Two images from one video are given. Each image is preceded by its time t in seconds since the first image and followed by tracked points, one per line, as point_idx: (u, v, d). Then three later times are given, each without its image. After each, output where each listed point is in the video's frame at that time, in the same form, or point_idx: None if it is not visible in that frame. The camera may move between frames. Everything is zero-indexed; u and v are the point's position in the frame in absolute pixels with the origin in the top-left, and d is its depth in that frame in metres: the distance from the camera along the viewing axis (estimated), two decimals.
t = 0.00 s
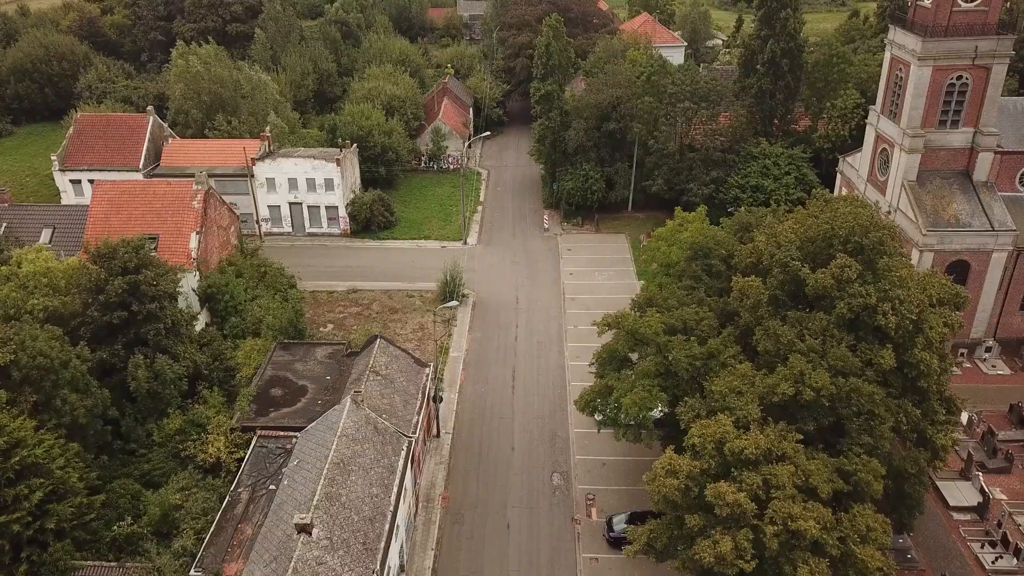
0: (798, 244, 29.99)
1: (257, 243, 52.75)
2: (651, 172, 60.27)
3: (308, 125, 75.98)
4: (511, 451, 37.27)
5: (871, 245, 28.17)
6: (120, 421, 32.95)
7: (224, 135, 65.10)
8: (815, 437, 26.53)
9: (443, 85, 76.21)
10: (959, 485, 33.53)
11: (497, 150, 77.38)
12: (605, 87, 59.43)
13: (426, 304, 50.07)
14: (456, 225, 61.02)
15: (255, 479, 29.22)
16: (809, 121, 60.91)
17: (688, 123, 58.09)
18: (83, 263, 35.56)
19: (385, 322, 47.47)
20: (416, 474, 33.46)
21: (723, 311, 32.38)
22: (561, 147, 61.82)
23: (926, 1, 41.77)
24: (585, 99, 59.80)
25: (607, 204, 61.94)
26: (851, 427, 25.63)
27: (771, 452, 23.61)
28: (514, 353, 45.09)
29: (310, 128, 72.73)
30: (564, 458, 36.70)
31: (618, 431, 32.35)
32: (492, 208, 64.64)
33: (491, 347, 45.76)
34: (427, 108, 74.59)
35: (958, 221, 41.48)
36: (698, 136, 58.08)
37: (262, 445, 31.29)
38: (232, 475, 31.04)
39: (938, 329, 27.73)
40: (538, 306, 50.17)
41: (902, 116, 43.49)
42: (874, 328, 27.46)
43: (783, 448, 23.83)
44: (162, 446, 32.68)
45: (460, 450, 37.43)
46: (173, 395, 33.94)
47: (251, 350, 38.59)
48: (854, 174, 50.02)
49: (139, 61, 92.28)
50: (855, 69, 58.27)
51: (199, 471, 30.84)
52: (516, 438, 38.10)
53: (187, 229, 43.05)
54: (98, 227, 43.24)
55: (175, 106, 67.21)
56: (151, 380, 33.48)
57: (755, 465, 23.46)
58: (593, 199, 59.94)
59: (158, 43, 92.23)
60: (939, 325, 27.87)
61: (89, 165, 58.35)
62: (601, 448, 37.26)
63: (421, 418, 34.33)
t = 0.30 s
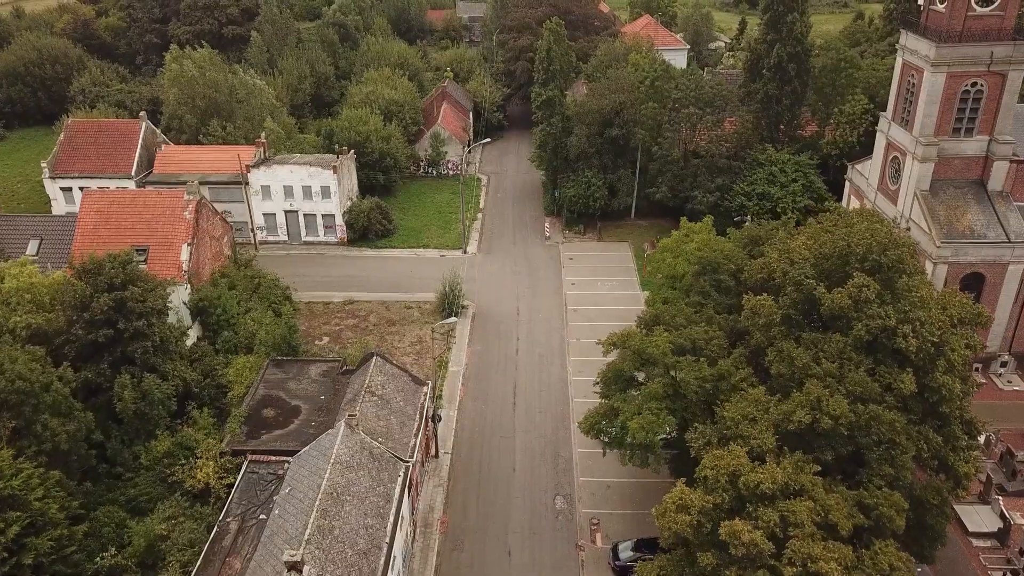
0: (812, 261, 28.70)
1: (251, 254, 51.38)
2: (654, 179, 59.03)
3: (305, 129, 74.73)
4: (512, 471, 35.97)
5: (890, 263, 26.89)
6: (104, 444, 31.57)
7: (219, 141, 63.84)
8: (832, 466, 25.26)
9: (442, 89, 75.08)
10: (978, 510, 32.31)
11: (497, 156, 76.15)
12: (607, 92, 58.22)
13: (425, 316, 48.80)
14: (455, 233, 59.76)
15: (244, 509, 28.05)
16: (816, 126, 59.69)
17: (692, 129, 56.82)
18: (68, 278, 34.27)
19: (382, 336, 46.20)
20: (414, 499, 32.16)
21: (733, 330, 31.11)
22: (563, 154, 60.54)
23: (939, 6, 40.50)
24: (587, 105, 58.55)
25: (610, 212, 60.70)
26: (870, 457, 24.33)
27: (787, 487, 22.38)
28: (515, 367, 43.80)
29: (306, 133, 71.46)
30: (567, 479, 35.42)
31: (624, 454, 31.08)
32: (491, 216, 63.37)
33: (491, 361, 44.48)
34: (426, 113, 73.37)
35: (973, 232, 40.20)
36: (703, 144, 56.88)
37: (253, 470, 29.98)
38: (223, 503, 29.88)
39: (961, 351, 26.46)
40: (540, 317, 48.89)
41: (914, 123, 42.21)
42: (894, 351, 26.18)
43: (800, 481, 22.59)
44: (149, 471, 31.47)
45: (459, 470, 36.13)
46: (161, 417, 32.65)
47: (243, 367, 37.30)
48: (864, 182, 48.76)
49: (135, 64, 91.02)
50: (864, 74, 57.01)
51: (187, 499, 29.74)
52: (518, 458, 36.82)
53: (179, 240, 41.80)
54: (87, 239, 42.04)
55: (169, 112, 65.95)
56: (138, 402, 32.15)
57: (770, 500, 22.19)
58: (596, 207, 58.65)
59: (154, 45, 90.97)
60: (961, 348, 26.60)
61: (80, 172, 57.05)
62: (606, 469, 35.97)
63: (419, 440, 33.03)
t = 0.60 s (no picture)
0: (834, 288, 26.86)
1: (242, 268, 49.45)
2: (659, 189, 57.21)
3: (300, 136, 72.91)
4: (513, 504, 34.15)
5: (917, 292, 25.10)
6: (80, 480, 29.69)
7: (210, 150, 61.99)
8: (858, 513, 23.47)
9: (441, 95, 73.32)
10: (1008, 548, 30.37)
11: (497, 163, 74.34)
12: (611, 100, 56.48)
13: (423, 334, 46.96)
14: (454, 245, 57.94)
15: (226, 555, 26.19)
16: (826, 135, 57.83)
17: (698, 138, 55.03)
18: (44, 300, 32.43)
19: (378, 355, 44.34)
20: (409, 537, 30.33)
21: (747, 360, 29.32)
22: (565, 162, 58.66)
23: (960, 12, 38.76)
24: (590, 113, 56.71)
25: (614, 223, 58.85)
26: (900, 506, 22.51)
27: (811, 543, 20.59)
28: (517, 390, 41.96)
29: (301, 140, 69.62)
30: (571, 513, 33.59)
31: (631, 491, 29.27)
32: (491, 226, 61.58)
33: (491, 382, 42.65)
34: (424, 119, 71.56)
35: (995, 249, 38.35)
36: (709, 153, 55.19)
37: (236, 511, 28.06)
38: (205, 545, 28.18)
39: (996, 387, 24.59)
40: (542, 335, 47.06)
41: (933, 135, 40.37)
42: (923, 388, 24.34)
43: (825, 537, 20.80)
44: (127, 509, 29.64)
45: (458, 503, 34.30)
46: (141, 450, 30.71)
47: (229, 394, 35.47)
48: (877, 194, 46.97)
49: (128, 69, 89.21)
50: (877, 80, 55.09)
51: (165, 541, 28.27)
52: (519, 489, 35.01)
53: (165, 256, 40.00)
54: (68, 256, 40.17)
55: (159, 119, 64.11)
56: (116, 434, 30.11)
57: (792, 559, 20.38)
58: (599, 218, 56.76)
59: (147, 49, 89.15)
60: (996, 383, 24.73)
61: (66, 182, 55.20)
62: (612, 501, 34.15)
63: (414, 474, 31.11)
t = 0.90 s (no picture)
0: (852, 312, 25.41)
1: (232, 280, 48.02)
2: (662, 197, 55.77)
3: (295, 141, 71.38)
4: (512, 531, 32.66)
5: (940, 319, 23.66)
6: (57, 512, 28.23)
7: (202, 156, 60.42)
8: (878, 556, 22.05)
9: (439, 99, 71.88)
10: None
11: (495, 168, 72.83)
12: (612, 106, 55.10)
13: (419, 348, 45.47)
14: (452, 254, 56.44)
15: None
16: (833, 141, 56.33)
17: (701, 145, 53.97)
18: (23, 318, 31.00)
19: (373, 372, 42.86)
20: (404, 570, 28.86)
21: (758, 385, 27.86)
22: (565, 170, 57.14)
23: (976, 17, 37.31)
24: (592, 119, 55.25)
25: (616, 231, 57.37)
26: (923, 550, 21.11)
27: None
28: (516, 408, 40.47)
29: (295, 146, 68.11)
30: (573, 541, 32.11)
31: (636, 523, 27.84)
32: (491, 234, 60.10)
33: (489, 400, 41.15)
34: (421, 124, 70.08)
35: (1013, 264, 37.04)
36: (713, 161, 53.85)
37: (219, 547, 26.69)
38: None
39: None
40: (542, 350, 45.55)
41: (948, 145, 38.92)
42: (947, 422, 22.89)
43: None
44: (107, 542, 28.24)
45: (454, 530, 32.81)
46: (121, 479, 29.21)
47: (215, 417, 34.00)
48: (888, 204, 45.47)
49: (120, 72, 87.66)
50: (886, 86, 53.37)
51: None
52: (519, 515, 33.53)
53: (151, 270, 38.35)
54: (51, 271, 38.66)
55: (150, 124, 62.56)
56: (95, 463, 28.58)
57: None
58: (600, 229, 55.30)
59: (140, 51, 87.59)
60: None
61: (52, 190, 53.64)
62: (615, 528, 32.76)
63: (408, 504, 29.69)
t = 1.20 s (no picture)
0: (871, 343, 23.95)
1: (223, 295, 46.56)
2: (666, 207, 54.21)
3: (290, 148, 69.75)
4: (511, 565, 31.04)
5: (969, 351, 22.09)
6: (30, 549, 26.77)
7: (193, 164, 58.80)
8: None
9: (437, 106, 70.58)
10: None
11: (495, 175, 71.13)
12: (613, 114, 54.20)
13: (415, 366, 43.87)
14: (450, 265, 54.82)
15: None
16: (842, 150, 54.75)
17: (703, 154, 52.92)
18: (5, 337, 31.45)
19: (366, 391, 41.27)
20: None
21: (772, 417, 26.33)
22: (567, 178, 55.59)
23: (995, 24, 35.21)
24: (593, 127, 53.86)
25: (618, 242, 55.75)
26: None
27: None
28: (516, 431, 38.85)
29: (290, 153, 66.52)
30: None
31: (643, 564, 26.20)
32: (489, 245, 58.48)
33: (488, 422, 39.52)
34: (419, 130, 68.63)
35: None
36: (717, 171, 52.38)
37: None
38: None
39: None
40: (543, 368, 43.92)
41: (966, 157, 37.34)
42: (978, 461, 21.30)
43: None
44: None
45: (451, 564, 31.19)
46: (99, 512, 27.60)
47: (201, 444, 32.51)
48: (900, 217, 43.90)
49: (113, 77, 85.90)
50: (896, 93, 52.06)
51: None
52: (518, 547, 31.90)
53: (132, 287, 34.52)
54: (29, 289, 35.84)
55: (141, 132, 61.01)
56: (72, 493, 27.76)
57: None
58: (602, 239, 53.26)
59: (134, 56, 85.93)
60: None
61: (37, 200, 52.05)
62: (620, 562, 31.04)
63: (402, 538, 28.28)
